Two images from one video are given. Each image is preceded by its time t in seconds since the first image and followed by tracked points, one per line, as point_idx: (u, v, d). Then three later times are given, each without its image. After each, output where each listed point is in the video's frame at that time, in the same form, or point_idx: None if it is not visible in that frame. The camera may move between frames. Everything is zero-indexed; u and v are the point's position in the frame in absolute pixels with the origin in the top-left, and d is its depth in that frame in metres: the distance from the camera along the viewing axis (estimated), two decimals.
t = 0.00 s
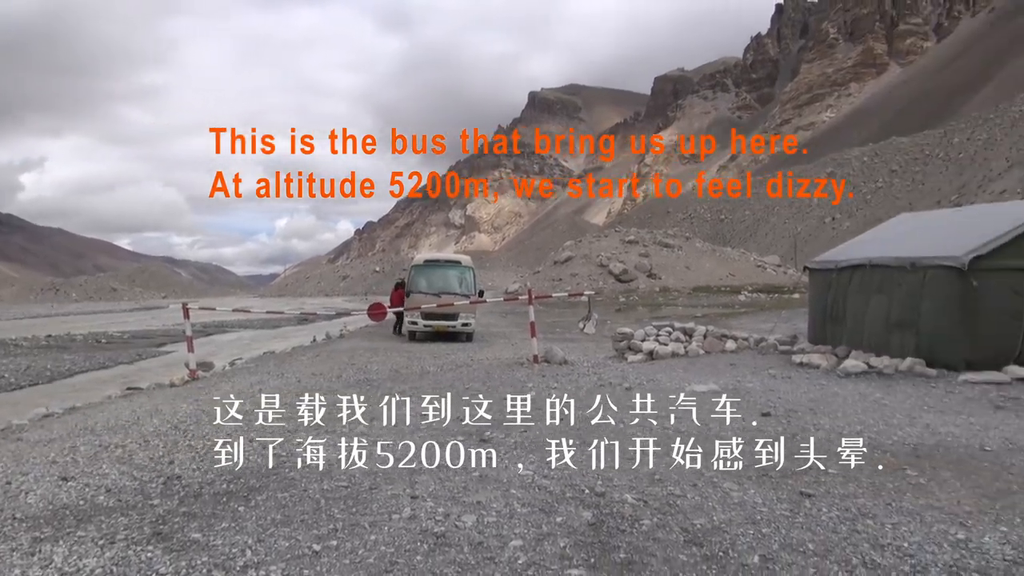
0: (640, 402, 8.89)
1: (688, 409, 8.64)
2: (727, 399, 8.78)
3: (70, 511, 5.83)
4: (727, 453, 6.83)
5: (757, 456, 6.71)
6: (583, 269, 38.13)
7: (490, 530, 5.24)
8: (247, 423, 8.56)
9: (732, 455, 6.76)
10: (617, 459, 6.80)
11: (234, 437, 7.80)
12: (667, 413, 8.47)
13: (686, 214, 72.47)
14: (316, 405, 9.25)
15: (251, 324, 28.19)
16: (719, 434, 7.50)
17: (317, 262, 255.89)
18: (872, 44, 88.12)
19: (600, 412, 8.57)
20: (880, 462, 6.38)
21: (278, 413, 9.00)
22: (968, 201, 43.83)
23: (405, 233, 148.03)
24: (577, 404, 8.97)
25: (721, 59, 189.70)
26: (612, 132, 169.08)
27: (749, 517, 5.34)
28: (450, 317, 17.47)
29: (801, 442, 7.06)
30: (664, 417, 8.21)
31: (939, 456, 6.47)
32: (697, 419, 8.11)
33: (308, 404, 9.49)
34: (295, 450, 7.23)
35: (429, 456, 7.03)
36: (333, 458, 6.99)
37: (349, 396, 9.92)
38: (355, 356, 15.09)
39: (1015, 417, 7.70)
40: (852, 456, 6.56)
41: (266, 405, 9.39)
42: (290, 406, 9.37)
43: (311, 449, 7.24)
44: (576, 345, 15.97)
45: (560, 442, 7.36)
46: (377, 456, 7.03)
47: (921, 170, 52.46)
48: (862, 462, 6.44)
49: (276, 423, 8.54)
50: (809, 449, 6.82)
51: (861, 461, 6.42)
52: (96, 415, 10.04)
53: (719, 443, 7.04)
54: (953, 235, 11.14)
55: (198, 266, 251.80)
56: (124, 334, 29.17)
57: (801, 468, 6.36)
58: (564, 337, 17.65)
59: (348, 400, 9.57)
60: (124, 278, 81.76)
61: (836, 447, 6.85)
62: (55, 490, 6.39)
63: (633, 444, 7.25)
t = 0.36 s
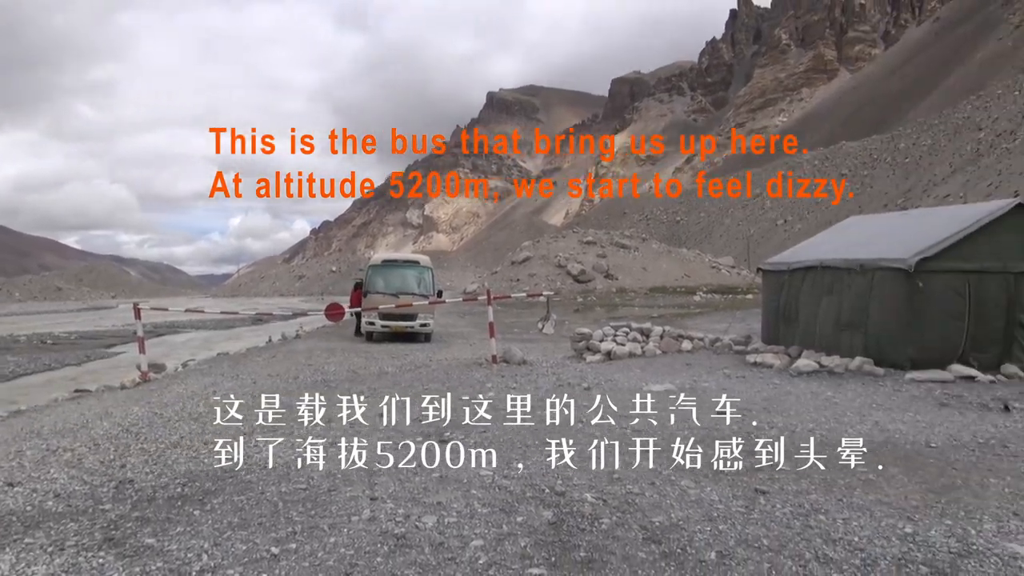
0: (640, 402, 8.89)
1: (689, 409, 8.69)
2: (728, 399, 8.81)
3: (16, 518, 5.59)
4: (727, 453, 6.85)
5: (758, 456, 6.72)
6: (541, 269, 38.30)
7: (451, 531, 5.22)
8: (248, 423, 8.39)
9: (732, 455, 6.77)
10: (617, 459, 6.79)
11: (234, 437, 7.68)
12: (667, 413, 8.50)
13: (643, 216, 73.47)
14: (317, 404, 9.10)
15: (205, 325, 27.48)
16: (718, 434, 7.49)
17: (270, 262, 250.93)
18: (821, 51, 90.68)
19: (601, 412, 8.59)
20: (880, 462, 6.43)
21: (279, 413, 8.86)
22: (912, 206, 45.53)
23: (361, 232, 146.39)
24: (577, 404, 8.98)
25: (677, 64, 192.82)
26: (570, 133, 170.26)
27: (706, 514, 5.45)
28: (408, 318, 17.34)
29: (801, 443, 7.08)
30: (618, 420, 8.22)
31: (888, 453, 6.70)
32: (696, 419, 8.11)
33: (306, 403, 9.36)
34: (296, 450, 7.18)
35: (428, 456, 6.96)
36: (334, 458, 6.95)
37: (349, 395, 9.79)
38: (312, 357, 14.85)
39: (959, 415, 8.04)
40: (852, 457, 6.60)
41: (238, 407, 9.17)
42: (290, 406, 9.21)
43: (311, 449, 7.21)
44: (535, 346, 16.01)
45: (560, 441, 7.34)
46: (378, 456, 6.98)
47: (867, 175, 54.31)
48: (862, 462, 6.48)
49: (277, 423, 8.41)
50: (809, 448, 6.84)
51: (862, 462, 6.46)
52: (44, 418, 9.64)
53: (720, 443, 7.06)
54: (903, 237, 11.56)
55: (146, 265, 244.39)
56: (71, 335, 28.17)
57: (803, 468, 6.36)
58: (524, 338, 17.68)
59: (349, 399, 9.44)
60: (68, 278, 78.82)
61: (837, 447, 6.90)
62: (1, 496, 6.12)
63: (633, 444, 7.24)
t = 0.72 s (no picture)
0: (640, 403, 9.05)
1: (688, 409, 8.85)
2: (728, 399, 9.00)
3: None
4: (727, 452, 6.97)
5: (758, 456, 6.86)
6: (503, 272, 38.42)
7: (413, 534, 5.18)
8: (247, 423, 8.29)
9: (732, 455, 6.89)
10: (619, 460, 6.87)
11: (235, 436, 7.62)
12: (667, 413, 8.65)
13: (604, 220, 74.27)
14: (316, 404, 9.02)
15: (160, 327, 26.76)
16: (717, 434, 7.65)
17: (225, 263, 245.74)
18: (777, 60, 92.86)
19: (601, 412, 8.72)
20: (880, 462, 6.60)
21: (278, 413, 8.77)
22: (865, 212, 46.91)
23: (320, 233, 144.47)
24: (576, 404, 9.13)
25: (637, 70, 195.36)
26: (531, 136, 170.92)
27: (666, 515, 5.54)
28: (369, 320, 17.18)
29: (800, 443, 7.25)
30: (586, 422, 8.22)
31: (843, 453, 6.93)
32: (696, 419, 8.28)
33: (302, 404, 9.31)
34: (295, 450, 7.12)
35: (428, 456, 6.99)
36: (334, 458, 6.90)
37: (349, 395, 9.75)
38: (271, 360, 14.60)
39: (910, 415, 8.37)
40: (852, 456, 6.77)
41: (210, 409, 8.99)
42: (289, 406, 9.12)
43: (311, 448, 7.14)
44: (497, 348, 16.04)
45: (559, 442, 7.40)
46: (378, 457, 6.95)
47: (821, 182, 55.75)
48: (862, 461, 6.65)
49: (277, 423, 8.29)
50: (809, 449, 7.01)
51: (861, 462, 6.62)
52: None
53: (719, 443, 7.19)
54: (857, 242, 11.94)
55: (94, 266, 236.18)
56: (17, 337, 27.10)
57: (803, 468, 6.50)
58: (486, 341, 17.67)
59: (348, 400, 9.42)
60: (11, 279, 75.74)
61: (838, 447, 7.08)
62: None
63: (633, 444, 7.34)
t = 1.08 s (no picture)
0: (641, 403, 9.22)
1: (689, 409, 9.05)
2: (728, 400, 9.23)
3: None
4: (727, 453, 7.10)
5: (757, 456, 7.01)
6: (468, 275, 38.54)
7: (379, 536, 5.16)
8: (248, 423, 8.24)
9: (732, 455, 7.02)
10: (619, 460, 6.99)
11: (234, 437, 7.55)
12: (669, 413, 8.84)
13: (571, 224, 74.85)
14: (317, 405, 9.00)
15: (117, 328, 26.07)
16: (718, 435, 7.81)
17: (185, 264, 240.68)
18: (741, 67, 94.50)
19: (602, 412, 8.87)
20: (878, 461, 6.82)
21: (279, 413, 8.71)
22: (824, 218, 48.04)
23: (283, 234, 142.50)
24: (576, 404, 9.29)
25: (603, 75, 197.13)
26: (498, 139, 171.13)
27: (629, 516, 5.62)
28: (334, 322, 17.00)
29: (801, 443, 7.44)
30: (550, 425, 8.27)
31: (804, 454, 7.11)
32: (698, 419, 8.50)
33: (300, 403, 9.30)
34: (296, 449, 7.11)
35: (428, 456, 7.05)
36: (334, 458, 6.91)
37: (349, 395, 9.74)
38: (233, 361, 14.35)
39: (869, 417, 8.63)
40: (853, 456, 6.97)
41: (178, 412, 8.83)
42: (290, 406, 9.06)
43: (311, 448, 7.14)
44: (463, 351, 16.02)
45: (559, 441, 7.51)
46: (378, 457, 6.99)
47: (783, 187, 56.92)
48: (862, 462, 6.85)
49: (277, 423, 8.25)
50: (809, 449, 7.20)
51: (862, 462, 6.82)
52: None
53: (719, 444, 7.33)
54: (818, 247, 12.25)
55: (46, 265, 228.74)
56: None
57: (804, 468, 6.66)
58: (452, 343, 17.65)
59: (349, 400, 9.42)
60: None
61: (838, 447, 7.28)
62: None
63: (633, 444, 7.44)
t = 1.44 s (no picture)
0: (640, 403, 9.35)
1: (688, 409, 9.20)
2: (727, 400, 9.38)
3: None
4: (727, 453, 7.20)
5: (757, 456, 7.11)
6: (448, 277, 38.50)
7: (360, 539, 5.13)
8: (248, 423, 8.28)
9: (732, 455, 7.12)
10: (618, 460, 7.05)
11: (233, 437, 7.58)
12: (667, 413, 8.99)
13: (551, 226, 75.05)
14: (317, 405, 9.07)
15: (91, 330, 25.64)
16: (715, 435, 7.92)
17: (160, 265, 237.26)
18: (720, 71, 95.45)
19: (600, 413, 8.99)
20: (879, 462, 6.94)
21: (279, 413, 8.76)
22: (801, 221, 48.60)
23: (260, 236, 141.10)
24: (577, 404, 9.45)
25: (584, 78, 197.92)
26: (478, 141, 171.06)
27: (610, 517, 5.65)
28: (313, 324, 16.88)
29: (800, 443, 7.56)
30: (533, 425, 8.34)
31: (778, 453, 7.23)
32: (697, 419, 8.63)
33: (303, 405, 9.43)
34: (297, 450, 7.16)
35: (428, 457, 7.09)
36: (334, 458, 6.97)
37: (351, 396, 9.85)
38: (210, 364, 14.20)
39: (845, 417, 8.78)
40: (852, 456, 7.10)
41: (160, 414, 8.75)
42: (291, 407, 9.09)
43: (313, 449, 7.19)
44: (443, 353, 16.01)
45: (561, 442, 7.60)
46: (379, 457, 7.04)
47: (761, 190, 57.47)
48: (862, 462, 6.97)
49: (277, 423, 8.28)
50: (809, 449, 7.32)
51: (862, 462, 6.93)
52: None
53: (719, 443, 7.44)
54: (793, 250, 12.47)
55: (17, 267, 224.26)
56: None
57: (803, 468, 6.75)
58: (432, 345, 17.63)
59: (348, 401, 9.43)
60: None
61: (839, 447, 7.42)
62: None
63: (634, 444, 7.55)
